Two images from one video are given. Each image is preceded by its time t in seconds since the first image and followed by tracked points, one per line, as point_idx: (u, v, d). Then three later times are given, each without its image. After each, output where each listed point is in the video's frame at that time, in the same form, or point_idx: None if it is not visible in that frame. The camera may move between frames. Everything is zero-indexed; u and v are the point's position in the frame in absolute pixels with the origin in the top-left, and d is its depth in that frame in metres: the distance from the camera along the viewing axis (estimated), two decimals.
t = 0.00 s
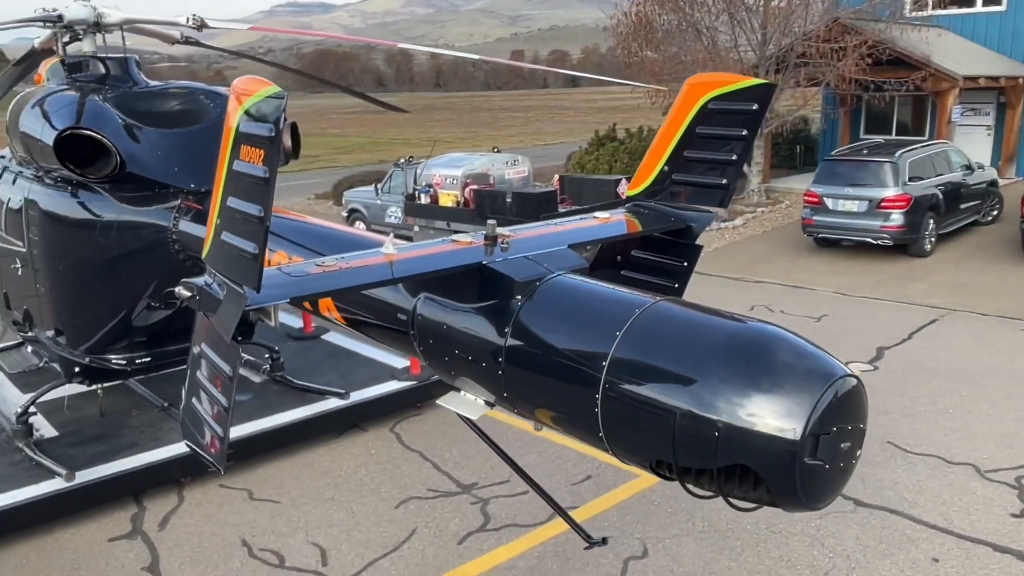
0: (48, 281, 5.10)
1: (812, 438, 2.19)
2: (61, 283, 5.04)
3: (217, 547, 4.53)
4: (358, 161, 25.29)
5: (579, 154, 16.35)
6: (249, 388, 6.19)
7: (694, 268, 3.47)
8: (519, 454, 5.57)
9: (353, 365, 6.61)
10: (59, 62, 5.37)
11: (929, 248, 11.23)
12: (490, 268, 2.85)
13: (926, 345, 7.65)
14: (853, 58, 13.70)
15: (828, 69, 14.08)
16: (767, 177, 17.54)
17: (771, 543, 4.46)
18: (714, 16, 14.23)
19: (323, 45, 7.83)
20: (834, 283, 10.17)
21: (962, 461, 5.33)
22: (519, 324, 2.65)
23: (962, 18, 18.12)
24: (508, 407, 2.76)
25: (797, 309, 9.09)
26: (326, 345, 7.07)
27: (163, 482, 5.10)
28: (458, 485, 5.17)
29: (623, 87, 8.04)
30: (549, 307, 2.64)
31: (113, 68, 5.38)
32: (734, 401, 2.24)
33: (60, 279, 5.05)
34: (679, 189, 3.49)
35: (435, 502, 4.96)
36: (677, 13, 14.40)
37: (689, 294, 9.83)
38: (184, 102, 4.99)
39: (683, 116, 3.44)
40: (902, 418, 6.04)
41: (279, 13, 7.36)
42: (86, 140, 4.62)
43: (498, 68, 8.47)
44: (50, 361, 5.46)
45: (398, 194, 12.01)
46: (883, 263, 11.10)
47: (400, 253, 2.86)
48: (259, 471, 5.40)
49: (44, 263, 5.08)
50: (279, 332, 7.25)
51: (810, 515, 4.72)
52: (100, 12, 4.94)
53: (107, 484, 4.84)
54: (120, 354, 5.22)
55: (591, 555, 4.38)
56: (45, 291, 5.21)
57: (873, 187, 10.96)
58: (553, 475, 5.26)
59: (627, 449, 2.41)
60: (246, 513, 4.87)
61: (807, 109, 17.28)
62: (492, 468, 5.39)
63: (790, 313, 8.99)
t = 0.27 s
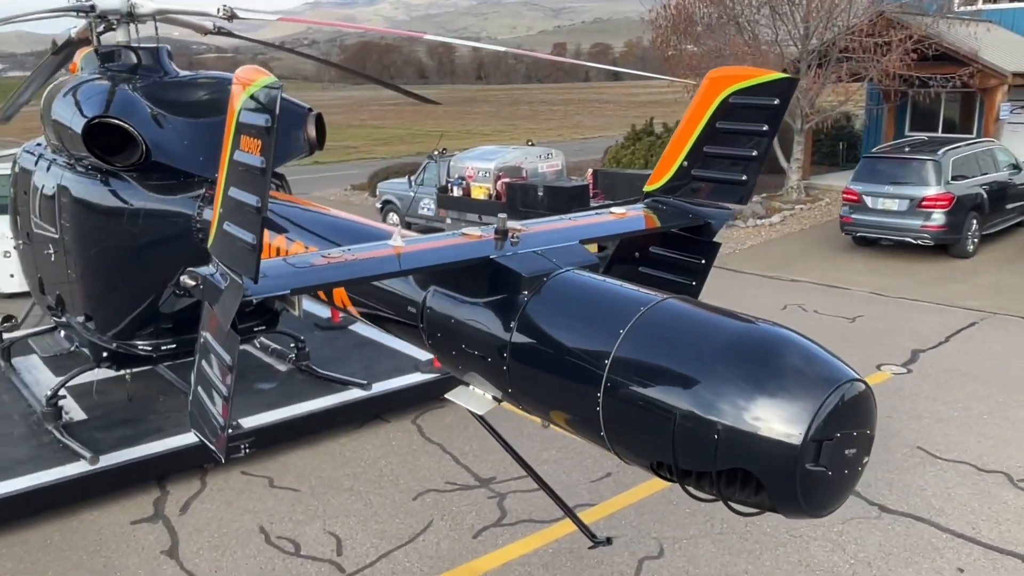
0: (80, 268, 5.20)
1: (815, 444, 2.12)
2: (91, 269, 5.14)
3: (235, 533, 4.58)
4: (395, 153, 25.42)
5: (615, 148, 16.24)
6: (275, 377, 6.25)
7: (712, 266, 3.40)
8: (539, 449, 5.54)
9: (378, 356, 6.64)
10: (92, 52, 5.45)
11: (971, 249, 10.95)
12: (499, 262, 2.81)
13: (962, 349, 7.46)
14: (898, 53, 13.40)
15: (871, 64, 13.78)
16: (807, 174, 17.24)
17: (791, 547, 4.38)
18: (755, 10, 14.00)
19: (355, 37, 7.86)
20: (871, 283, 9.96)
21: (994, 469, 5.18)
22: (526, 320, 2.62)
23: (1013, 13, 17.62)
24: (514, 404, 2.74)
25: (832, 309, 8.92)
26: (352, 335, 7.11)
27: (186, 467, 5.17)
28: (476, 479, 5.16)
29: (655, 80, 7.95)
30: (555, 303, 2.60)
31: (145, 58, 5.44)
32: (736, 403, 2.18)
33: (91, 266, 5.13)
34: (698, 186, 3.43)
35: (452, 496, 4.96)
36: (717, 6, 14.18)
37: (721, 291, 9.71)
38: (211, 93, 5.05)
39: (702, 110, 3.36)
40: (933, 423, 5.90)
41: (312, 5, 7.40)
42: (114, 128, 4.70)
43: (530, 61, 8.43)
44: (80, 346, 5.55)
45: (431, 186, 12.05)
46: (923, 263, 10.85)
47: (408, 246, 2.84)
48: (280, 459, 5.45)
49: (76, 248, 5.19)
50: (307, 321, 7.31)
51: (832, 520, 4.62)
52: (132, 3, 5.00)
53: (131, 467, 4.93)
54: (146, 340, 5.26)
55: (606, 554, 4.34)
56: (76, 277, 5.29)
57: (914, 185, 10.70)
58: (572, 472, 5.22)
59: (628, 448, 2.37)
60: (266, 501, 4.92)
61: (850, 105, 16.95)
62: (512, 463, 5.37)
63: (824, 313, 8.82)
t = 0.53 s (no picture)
0: (111, 260, 5.28)
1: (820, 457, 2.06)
2: (122, 262, 5.21)
3: (254, 527, 4.61)
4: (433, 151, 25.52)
5: (652, 148, 16.11)
6: (301, 372, 6.29)
7: (732, 270, 3.31)
8: (560, 451, 5.50)
9: (404, 354, 6.64)
10: (127, 48, 5.53)
11: (1016, 256, 10.65)
12: (509, 261, 2.76)
13: (1003, 359, 7.25)
14: (945, 54, 13.06)
15: (916, 65, 13.47)
16: (848, 176, 16.93)
17: (813, 558, 4.28)
18: (797, 9, 13.79)
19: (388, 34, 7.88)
20: (910, 289, 9.74)
21: None
22: (533, 322, 2.58)
23: None
24: (521, 406, 2.71)
25: (868, 315, 8.73)
26: (379, 332, 7.13)
27: (209, 460, 5.21)
28: (496, 479, 5.14)
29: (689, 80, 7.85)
30: (562, 304, 2.56)
31: (177, 54, 5.51)
32: (738, 412, 2.13)
33: (122, 259, 5.20)
34: (721, 187, 3.35)
35: (471, 495, 4.94)
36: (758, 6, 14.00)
37: (755, 295, 9.56)
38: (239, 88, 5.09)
39: (724, 110, 3.28)
40: (968, 434, 5.73)
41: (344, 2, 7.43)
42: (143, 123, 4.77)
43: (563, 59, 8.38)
44: (111, 337, 5.64)
45: (465, 184, 12.05)
46: (965, 269, 10.58)
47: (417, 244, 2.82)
48: (302, 454, 5.48)
49: (107, 241, 5.27)
50: (335, 317, 7.35)
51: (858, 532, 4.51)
52: None
53: (154, 459, 4.99)
54: (172, 333, 5.29)
55: (623, 559, 4.28)
56: (108, 270, 5.37)
57: (958, 189, 10.43)
58: (593, 475, 5.17)
59: (631, 454, 2.32)
60: (286, 495, 4.95)
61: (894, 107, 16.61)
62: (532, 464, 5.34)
63: (859, 318, 8.64)
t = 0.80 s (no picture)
0: (142, 260, 5.36)
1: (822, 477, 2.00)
2: (152, 262, 5.29)
3: (274, 526, 4.64)
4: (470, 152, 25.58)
5: (689, 151, 15.94)
6: (326, 372, 6.33)
7: (751, 279, 3.25)
8: (582, 458, 5.46)
9: (429, 356, 6.65)
10: (160, 51, 5.61)
11: None
12: (517, 268, 2.74)
13: None
14: (993, 57, 12.72)
15: (962, 68, 13.12)
16: (891, 181, 16.59)
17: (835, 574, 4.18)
18: (838, 10, 13.54)
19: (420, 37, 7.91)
20: (950, 298, 9.50)
21: None
22: (540, 330, 2.56)
23: None
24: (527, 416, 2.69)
25: (905, 324, 8.53)
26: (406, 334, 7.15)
27: (233, 459, 5.27)
28: (516, 485, 5.12)
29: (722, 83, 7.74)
30: (569, 313, 2.53)
31: (208, 57, 5.55)
32: (739, 428, 2.08)
33: (153, 258, 5.29)
34: (741, 195, 3.29)
35: (490, 501, 4.93)
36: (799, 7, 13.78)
37: (789, 301, 9.40)
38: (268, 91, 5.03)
39: (744, 116, 3.22)
40: (1003, 450, 5.57)
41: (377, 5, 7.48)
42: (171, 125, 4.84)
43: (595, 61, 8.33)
44: (141, 335, 5.73)
45: (498, 186, 12.05)
46: (1008, 279, 10.29)
47: (427, 250, 2.80)
48: (325, 454, 5.50)
49: (138, 241, 5.36)
50: (363, 319, 7.38)
51: (884, 550, 4.39)
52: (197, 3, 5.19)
53: (178, 456, 5.06)
54: (199, 333, 5.36)
55: (639, 570, 4.23)
56: (138, 269, 5.45)
57: (1002, 197, 10.16)
58: (613, 483, 5.12)
59: (632, 467, 2.29)
60: (306, 496, 4.98)
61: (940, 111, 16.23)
62: (553, 470, 5.30)
63: (896, 328, 8.45)
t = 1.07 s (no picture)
0: (167, 257, 5.47)
1: (809, 487, 1.97)
2: (177, 259, 5.39)
3: (289, 522, 4.69)
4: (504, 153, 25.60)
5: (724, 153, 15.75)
6: (348, 370, 6.37)
7: (760, 283, 3.21)
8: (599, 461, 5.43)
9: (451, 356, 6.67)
10: (188, 50, 5.71)
11: None
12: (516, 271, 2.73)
13: None
14: None
15: (1005, 69, 12.80)
16: (931, 185, 16.24)
17: None
18: (877, 10, 13.30)
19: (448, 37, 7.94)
20: (987, 305, 9.27)
21: None
22: (537, 332, 2.55)
23: None
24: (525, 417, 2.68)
25: (938, 331, 8.35)
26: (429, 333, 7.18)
27: (252, 454, 5.34)
28: (531, 487, 5.11)
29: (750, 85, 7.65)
30: (566, 316, 2.52)
31: (234, 57, 5.64)
32: (727, 434, 2.05)
33: (179, 255, 5.39)
34: (752, 199, 3.25)
35: (504, 502, 4.93)
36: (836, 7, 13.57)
37: (820, 306, 9.26)
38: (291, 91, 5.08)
39: (758, 118, 3.17)
40: None
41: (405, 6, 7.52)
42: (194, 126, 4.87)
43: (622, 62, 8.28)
44: (166, 331, 5.84)
45: (528, 187, 12.04)
46: None
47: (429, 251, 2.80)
48: (343, 451, 5.55)
49: (164, 238, 5.46)
50: (387, 318, 7.42)
51: (902, 561, 4.31)
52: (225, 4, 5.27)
53: (198, 450, 5.14)
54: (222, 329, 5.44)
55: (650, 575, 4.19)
56: (164, 266, 5.56)
57: None
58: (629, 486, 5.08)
59: (621, 469, 2.27)
60: (323, 492, 5.03)
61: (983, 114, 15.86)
62: (569, 473, 5.28)
63: (929, 335, 8.27)
